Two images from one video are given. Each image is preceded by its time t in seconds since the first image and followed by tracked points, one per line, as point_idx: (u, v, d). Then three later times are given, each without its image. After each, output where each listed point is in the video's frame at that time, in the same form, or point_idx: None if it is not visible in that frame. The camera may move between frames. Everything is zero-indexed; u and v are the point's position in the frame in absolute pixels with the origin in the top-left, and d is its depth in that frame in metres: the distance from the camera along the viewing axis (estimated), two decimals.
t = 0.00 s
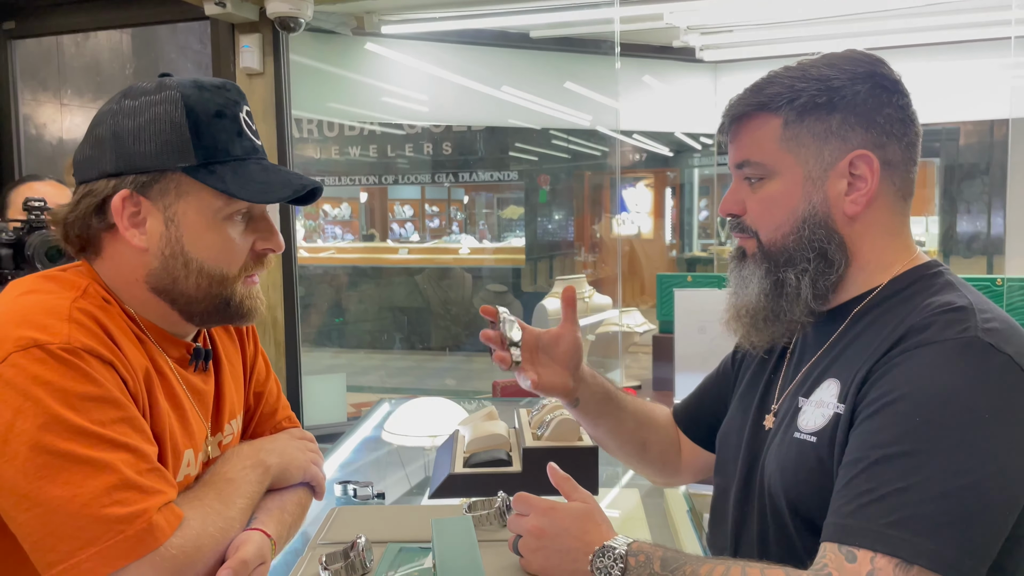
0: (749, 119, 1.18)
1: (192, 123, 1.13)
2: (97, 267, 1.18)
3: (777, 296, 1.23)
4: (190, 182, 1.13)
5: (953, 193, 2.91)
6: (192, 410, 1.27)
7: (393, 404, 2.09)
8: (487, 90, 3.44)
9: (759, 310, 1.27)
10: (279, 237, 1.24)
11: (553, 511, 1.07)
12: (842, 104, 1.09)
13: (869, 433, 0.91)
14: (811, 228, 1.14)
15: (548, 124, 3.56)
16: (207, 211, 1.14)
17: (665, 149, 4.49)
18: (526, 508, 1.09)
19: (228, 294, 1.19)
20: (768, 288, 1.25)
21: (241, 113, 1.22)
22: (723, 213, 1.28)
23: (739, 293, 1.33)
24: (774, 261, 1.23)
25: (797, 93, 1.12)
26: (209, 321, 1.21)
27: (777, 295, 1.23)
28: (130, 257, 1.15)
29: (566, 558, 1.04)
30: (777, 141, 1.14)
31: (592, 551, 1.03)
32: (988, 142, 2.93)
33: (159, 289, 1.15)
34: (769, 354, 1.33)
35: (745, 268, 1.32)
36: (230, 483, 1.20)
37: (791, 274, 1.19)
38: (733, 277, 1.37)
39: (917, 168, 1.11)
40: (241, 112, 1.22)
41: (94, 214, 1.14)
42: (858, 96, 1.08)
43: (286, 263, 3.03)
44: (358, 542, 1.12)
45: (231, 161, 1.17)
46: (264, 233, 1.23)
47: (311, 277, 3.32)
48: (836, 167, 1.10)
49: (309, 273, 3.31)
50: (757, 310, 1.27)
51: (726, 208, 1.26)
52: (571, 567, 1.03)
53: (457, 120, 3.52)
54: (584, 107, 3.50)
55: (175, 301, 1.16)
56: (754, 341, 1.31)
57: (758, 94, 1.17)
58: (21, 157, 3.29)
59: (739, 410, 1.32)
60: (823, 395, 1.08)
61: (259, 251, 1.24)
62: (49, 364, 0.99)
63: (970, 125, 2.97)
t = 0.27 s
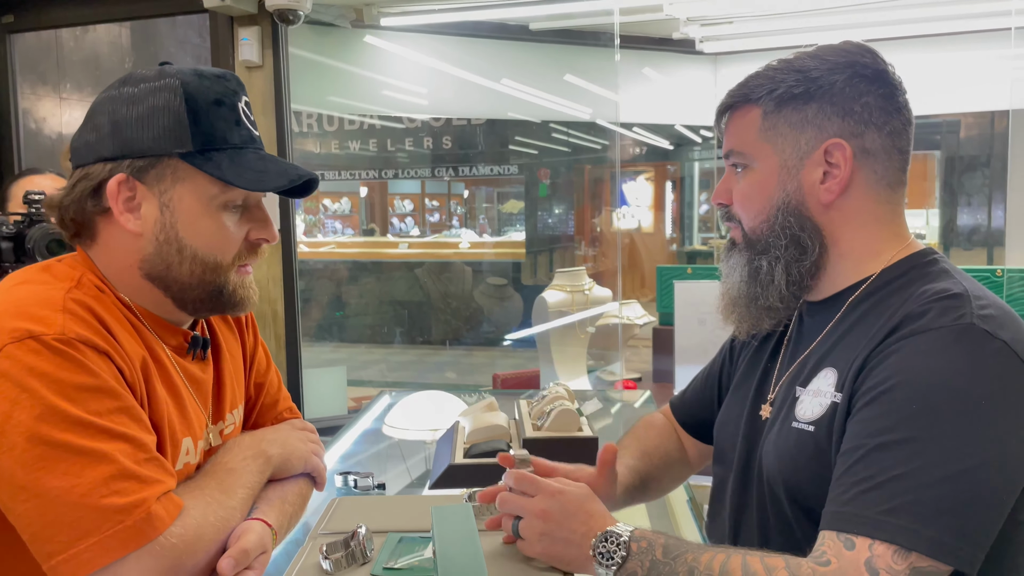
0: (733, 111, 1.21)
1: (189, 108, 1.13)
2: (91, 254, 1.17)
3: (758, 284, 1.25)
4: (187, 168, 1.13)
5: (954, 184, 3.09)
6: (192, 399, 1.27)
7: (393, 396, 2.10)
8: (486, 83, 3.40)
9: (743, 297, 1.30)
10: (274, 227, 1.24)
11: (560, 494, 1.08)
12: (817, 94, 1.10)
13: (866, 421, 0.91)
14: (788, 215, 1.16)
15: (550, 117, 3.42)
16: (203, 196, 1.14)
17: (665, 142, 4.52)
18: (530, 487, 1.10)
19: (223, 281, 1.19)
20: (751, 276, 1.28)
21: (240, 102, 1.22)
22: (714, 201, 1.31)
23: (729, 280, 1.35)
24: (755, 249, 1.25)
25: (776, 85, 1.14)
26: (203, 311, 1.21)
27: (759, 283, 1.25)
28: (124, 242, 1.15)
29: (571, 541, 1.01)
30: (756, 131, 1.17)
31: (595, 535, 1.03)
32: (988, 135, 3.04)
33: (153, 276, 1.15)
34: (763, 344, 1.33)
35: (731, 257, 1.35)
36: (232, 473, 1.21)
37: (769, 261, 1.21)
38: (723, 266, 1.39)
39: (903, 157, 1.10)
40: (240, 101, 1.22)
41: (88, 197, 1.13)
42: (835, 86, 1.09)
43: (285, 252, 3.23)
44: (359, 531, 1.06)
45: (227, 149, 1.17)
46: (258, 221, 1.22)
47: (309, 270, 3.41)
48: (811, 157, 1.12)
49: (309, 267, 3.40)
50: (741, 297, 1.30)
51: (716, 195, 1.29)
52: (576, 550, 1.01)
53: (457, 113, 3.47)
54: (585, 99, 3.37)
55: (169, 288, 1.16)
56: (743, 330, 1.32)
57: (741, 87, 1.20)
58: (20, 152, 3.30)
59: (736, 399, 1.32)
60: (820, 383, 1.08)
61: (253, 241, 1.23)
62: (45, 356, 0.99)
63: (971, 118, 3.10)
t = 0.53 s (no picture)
0: (733, 98, 1.19)
1: (132, 79, 1.07)
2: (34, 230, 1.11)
3: (760, 274, 1.24)
4: (127, 137, 1.07)
5: (953, 175, 3.23)
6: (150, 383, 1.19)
7: (390, 388, 2.11)
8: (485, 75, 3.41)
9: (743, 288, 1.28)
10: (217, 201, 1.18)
11: (554, 483, 1.09)
12: (820, 81, 1.09)
13: (859, 410, 0.91)
14: (788, 203, 1.15)
15: (545, 108, 3.43)
16: (142, 165, 1.08)
17: (663, 134, 4.56)
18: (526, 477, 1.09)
19: (164, 256, 1.12)
20: (751, 265, 1.26)
21: (186, 77, 1.16)
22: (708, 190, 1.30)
23: (725, 270, 1.35)
24: (756, 238, 1.24)
25: (776, 72, 1.13)
26: (145, 287, 1.14)
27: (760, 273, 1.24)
28: (62, 212, 1.08)
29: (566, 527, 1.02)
30: (756, 118, 1.16)
31: (591, 523, 1.03)
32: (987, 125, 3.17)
33: (92, 248, 1.09)
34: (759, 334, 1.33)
35: (729, 247, 1.33)
36: (228, 458, 1.20)
37: (771, 251, 1.20)
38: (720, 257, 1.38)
39: (901, 146, 1.10)
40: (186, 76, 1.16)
41: (26, 166, 1.07)
42: (837, 73, 1.08)
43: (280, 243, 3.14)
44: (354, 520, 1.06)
45: (170, 120, 1.10)
46: (200, 195, 1.16)
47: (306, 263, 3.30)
48: (812, 145, 1.11)
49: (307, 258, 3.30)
50: (740, 288, 1.29)
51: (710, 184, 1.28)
52: (571, 536, 1.01)
53: (452, 104, 3.49)
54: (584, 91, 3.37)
55: (109, 262, 1.10)
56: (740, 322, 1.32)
57: (740, 74, 1.18)
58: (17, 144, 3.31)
59: (731, 389, 1.32)
60: (814, 372, 1.08)
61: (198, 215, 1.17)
62: None
63: (969, 110, 3.23)
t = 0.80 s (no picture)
0: (728, 93, 1.18)
1: (58, 56, 1.00)
2: None
3: (770, 269, 1.23)
4: (55, 117, 1.00)
5: (952, 169, 3.23)
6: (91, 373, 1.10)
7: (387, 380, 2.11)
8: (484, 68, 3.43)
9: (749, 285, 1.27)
10: (152, 184, 1.12)
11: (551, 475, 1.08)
12: (818, 71, 1.09)
13: (856, 399, 0.91)
14: (799, 196, 1.13)
15: (544, 101, 3.47)
16: (71, 147, 1.01)
17: (662, 128, 4.58)
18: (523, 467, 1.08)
19: (93, 242, 1.06)
20: (758, 261, 1.25)
21: (118, 56, 1.10)
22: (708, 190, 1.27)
23: (732, 269, 1.33)
24: (762, 233, 1.23)
25: (772, 65, 1.12)
26: (75, 275, 1.08)
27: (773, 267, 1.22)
28: None
29: (562, 517, 1.02)
30: (757, 112, 1.14)
31: (586, 514, 1.03)
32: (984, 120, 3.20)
33: (19, 234, 1.03)
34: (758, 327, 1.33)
35: (733, 245, 1.32)
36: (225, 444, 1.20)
37: (779, 245, 1.19)
38: (722, 255, 1.37)
39: (897, 131, 1.12)
40: (117, 55, 1.10)
41: None
42: (835, 61, 1.09)
43: (279, 236, 3.11)
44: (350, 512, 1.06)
45: (100, 100, 1.04)
46: (133, 176, 1.10)
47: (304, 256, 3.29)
48: (818, 135, 1.10)
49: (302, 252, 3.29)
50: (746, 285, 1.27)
51: (710, 184, 1.25)
52: (565, 527, 1.01)
53: (452, 96, 3.48)
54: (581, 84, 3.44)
55: (35, 247, 1.03)
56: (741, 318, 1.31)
57: (735, 67, 1.17)
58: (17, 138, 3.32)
59: (727, 380, 1.32)
60: (812, 361, 1.08)
61: (133, 199, 1.11)
62: None
63: (967, 104, 3.24)
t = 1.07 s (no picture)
0: (718, 98, 1.17)
1: (13, 31, 0.92)
2: None
3: (772, 271, 1.22)
4: (13, 94, 0.92)
5: (951, 166, 3.26)
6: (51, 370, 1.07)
7: (387, 374, 2.12)
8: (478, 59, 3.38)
9: (751, 289, 1.26)
10: (116, 166, 1.06)
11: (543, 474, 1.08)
12: (804, 69, 1.09)
13: (857, 394, 0.91)
14: (797, 195, 1.13)
15: (544, 96, 3.37)
16: (30, 122, 0.94)
17: (661, 123, 4.61)
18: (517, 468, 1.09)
19: (55, 225, 0.99)
20: (761, 264, 1.24)
21: (74, 33, 1.02)
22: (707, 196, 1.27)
23: (736, 275, 1.31)
24: (763, 235, 1.22)
25: (758, 68, 1.12)
26: (34, 259, 1.02)
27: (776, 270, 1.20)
28: None
29: (557, 513, 1.03)
30: (747, 116, 1.14)
31: (583, 510, 1.04)
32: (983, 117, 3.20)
33: None
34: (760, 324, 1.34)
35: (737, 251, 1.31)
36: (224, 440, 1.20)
37: (781, 246, 1.18)
38: (727, 262, 1.36)
39: (890, 121, 1.12)
40: (73, 32, 1.02)
41: None
42: (820, 59, 1.09)
43: (278, 231, 3.17)
44: (349, 505, 1.07)
45: (59, 77, 0.96)
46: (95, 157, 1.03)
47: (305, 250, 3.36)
48: (810, 133, 1.10)
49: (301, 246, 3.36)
50: (749, 289, 1.26)
51: (709, 190, 1.25)
52: (563, 522, 1.02)
53: (452, 92, 3.42)
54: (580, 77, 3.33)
55: None
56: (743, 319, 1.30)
57: (722, 73, 1.17)
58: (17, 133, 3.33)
59: (728, 376, 1.32)
60: (814, 357, 1.08)
61: (95, 181, 1.04)
62: None
63: (966, 100, 3.30)
